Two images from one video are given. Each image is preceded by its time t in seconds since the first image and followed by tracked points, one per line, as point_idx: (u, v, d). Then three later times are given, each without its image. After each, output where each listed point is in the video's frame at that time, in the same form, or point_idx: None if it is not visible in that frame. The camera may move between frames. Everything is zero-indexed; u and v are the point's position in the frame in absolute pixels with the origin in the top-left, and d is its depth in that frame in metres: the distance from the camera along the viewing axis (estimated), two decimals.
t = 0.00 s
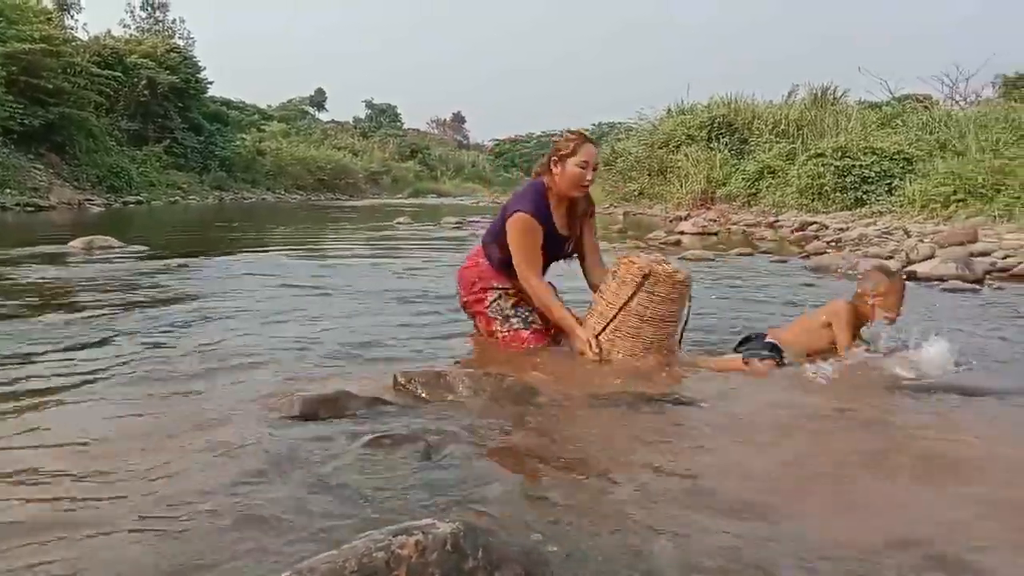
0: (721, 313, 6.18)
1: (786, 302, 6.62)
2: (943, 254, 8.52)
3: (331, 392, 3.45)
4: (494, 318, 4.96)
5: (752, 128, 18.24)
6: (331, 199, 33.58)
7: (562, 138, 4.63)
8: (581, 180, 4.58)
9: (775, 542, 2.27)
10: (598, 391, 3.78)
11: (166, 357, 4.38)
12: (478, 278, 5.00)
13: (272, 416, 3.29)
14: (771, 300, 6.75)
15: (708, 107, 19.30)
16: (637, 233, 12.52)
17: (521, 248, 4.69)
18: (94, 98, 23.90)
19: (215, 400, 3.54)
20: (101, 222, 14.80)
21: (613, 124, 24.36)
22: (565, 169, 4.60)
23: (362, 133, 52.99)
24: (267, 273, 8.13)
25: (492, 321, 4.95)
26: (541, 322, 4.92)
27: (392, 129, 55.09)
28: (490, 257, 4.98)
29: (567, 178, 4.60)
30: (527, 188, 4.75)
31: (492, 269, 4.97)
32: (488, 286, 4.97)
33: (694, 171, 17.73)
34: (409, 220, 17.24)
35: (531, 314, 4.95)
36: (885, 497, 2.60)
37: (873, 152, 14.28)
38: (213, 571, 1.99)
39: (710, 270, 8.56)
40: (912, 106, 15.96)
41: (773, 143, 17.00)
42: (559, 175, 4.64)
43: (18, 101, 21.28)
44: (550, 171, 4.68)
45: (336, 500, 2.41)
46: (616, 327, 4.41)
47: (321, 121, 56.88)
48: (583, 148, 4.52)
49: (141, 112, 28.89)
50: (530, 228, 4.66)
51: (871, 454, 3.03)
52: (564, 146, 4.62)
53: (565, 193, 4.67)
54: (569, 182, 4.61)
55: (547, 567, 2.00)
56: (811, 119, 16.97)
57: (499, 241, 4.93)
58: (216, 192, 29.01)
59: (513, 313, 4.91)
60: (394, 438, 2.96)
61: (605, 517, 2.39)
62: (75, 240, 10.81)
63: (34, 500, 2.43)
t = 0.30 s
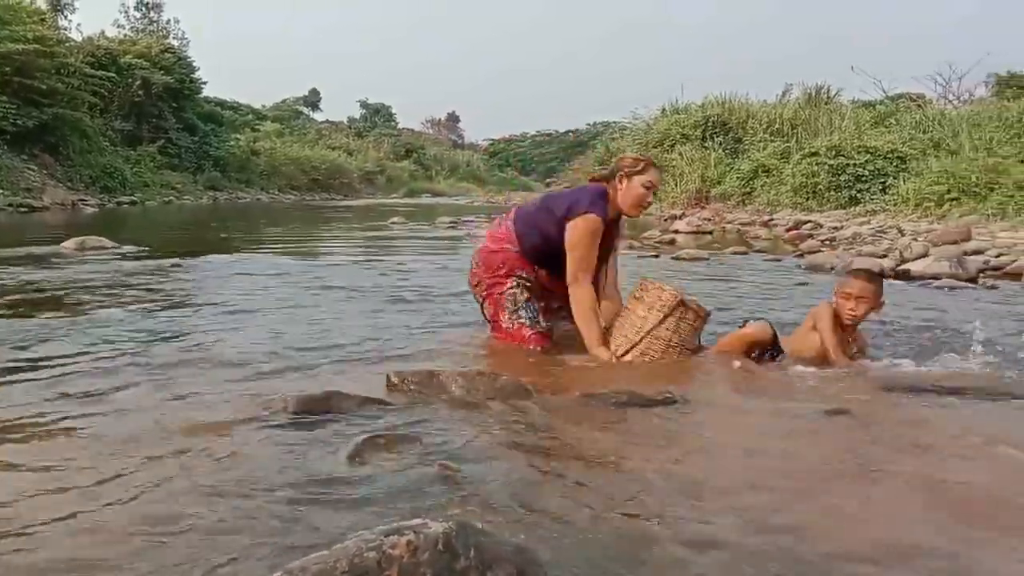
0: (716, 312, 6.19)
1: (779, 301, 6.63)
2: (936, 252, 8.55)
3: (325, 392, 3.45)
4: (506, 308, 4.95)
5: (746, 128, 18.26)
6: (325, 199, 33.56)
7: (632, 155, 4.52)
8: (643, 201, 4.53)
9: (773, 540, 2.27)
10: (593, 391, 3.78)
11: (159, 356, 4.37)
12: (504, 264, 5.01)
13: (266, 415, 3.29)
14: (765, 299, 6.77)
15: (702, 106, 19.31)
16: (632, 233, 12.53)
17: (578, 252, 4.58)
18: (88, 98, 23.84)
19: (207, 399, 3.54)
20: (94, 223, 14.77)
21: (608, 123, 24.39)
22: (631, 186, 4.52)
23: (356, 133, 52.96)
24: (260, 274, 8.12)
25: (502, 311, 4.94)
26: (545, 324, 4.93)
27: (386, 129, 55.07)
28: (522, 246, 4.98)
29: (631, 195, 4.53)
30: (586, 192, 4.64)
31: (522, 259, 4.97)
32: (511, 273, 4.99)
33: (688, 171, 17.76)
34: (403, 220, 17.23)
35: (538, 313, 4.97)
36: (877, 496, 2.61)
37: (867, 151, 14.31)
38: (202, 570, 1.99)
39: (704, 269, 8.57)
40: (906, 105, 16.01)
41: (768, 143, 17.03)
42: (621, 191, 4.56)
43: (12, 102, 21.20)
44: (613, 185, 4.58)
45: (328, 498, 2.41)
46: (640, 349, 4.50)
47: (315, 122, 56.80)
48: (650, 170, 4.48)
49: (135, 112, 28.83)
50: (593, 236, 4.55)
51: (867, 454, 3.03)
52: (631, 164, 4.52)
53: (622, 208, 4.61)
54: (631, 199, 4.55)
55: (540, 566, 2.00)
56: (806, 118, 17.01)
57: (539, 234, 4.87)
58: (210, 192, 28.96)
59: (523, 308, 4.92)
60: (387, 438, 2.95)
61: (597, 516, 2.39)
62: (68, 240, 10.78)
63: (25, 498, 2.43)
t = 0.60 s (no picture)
0: (708, 313, 6.21)
1: (772, 302, 6.65)
2: (928, 253, 8.59)
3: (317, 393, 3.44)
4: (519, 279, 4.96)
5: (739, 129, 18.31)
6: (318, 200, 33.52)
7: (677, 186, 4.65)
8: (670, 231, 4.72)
9: (763, 541, 2.28)
10: (585, 391, 3.79)
11: (150, 357, 4.35)
12: (524, 237, 4.94)
13: (258, 415, 3.28)
14: (757, 300, 6.79)
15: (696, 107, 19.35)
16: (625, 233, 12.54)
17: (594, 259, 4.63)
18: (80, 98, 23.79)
19: (199, 400, 3.53)
20: (85, 223, 14.72)
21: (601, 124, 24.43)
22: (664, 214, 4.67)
23: (350, 134, 52.92)
24: (252, 274, 8.11)
25: (514, 281, 4.96)
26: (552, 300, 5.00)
27: (380, 129, 55.05)
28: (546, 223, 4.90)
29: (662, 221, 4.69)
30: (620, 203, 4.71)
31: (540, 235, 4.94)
32: (532, 246, 4.94)
33: (682, 172, 17.79)
34: (396, 220, 17.21)
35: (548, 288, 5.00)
36: (867, 497, 2.63)
37: (859, 152, 14.35)
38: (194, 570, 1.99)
39: (697, 270, 8.59)
40: (897, 106, 16.08)
41: (761, 144, 17.07)
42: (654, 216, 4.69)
43: (3, 102, 21.10)
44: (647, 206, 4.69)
45: (319, 499, 2.41)
46: (635, 349, 4.53)
47: (308, 122, 56.73)
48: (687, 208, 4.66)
49: (127, 112, 28.75)
50: (616, 248, 4.60)
51: (858, 455, 3.05)
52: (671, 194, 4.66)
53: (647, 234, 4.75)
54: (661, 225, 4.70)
55: (531, 567, 2.01)
56: (799, 120, 17.06)
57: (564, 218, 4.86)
58: (202, 192, 28.89)
59: (537, 284, 4.96)
60: (379, 439, 2.95)
61: (588, 517, 2.39)
62: (58, 241, 10.73)
63: (16, 498, 2.43)
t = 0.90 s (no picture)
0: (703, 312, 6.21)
1: (765, 301, 6.66)
2: (921, 251, 8.62)
3: (310, 394, 3.43)
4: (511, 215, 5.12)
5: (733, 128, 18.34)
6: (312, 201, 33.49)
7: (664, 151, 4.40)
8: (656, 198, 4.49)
9: (757, 541, 2.28)
10: (580, 391, 3.79)
11: (143, 359, 4.33)
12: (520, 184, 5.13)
13: (250, 417, 3.27)
14: (751, 299, 6.79)
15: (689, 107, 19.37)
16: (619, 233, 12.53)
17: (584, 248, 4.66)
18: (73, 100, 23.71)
19: (192, 402, 3.52)
20: (77, 225, 14.66)
21: (595, 124, 24.46)
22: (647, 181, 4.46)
23: (344, 135, 52.87)
24: (246, 276, 8.09)
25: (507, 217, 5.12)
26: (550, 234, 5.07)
27: (374, 130, 55.01)
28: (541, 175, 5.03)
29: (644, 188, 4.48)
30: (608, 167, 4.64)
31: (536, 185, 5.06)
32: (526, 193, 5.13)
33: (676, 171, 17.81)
34: (390, 221, 17.20)
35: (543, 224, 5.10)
36: (861, 497, 2.63)
37: (852, 151, 14.38)
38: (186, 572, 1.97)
39: (690, 269, 8.59)
40: (891, 105, 16.14)
41: (754, 143, 17.10)
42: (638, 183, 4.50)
43: None
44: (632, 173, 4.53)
45: (311, 501, 2.40)
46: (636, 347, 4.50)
47: (302, 123, 56.67)
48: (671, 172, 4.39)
49: (120, 114, 28.67)
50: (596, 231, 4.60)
51: (851, 454, 3.05)
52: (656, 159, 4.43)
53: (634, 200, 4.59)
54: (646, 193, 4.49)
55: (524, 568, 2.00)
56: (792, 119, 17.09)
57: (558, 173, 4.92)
58: (195, 194, 28.82)
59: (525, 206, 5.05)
60: (372, 440, 2.94)
61: (582, 517, 2.39)
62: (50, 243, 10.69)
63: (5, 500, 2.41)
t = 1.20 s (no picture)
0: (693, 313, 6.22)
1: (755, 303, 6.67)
2: (910, 252, 8.66)
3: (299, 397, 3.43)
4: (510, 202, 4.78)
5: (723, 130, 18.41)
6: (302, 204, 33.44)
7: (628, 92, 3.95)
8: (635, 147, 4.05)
9: (744, 544, 2.29)
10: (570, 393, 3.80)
11: (132, 361, 4.32)
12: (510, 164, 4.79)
13: (239, 420, 3.26)
14: (740, 300, 6.81)
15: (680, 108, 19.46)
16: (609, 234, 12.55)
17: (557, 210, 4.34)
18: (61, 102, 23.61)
19: (181, 404, 3.51)
20: (66, 227, 14.60)
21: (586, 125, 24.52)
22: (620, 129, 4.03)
23: (335, 137, 52.82)
24: (235, 278, 8.06)
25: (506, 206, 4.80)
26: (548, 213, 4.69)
27: (365, 132, 54.98)
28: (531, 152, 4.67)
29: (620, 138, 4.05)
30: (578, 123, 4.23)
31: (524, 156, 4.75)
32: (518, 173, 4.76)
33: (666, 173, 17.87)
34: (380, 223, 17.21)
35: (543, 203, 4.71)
36: (850, 499, 2.64)
37: (841, 153, 14.46)
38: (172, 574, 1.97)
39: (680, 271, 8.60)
40: (880, 107, 16.29)
41: (743, 145, 17.22)
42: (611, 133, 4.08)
43: None
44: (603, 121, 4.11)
45: (300, 504, 2.40)
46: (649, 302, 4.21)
47: (293, 125, 56.60)
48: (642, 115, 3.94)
49: (109, 116, 28.56)
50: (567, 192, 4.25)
51: (839, 456, 3.07)
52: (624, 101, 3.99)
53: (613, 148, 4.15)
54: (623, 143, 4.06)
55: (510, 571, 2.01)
56: (782, 121, 17.17)
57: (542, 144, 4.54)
58: (185, 196, 28.75)
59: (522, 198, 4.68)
60: (360, 442, 2.94)
61: (570, 520, 2.39)
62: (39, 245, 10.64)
63: None
